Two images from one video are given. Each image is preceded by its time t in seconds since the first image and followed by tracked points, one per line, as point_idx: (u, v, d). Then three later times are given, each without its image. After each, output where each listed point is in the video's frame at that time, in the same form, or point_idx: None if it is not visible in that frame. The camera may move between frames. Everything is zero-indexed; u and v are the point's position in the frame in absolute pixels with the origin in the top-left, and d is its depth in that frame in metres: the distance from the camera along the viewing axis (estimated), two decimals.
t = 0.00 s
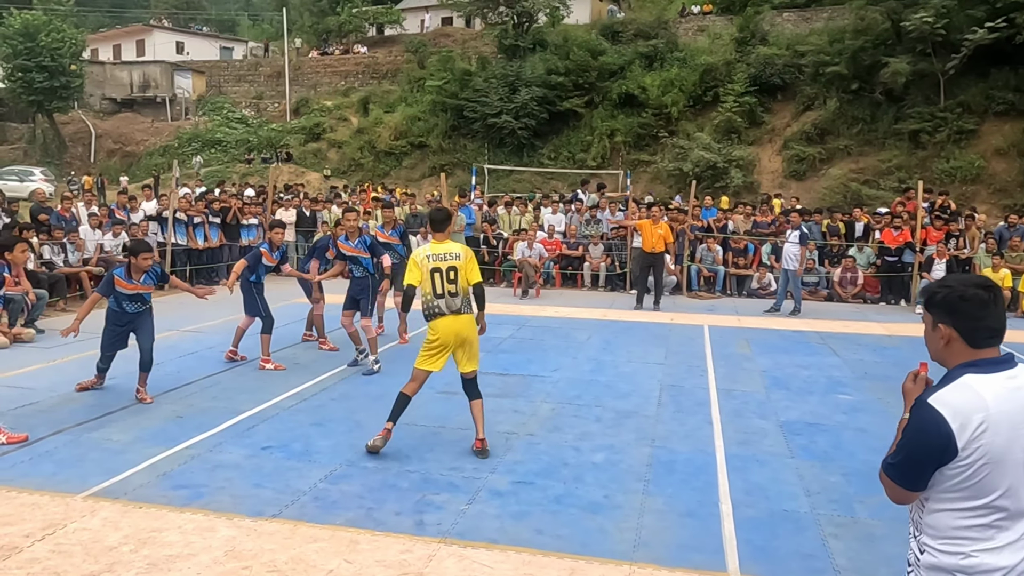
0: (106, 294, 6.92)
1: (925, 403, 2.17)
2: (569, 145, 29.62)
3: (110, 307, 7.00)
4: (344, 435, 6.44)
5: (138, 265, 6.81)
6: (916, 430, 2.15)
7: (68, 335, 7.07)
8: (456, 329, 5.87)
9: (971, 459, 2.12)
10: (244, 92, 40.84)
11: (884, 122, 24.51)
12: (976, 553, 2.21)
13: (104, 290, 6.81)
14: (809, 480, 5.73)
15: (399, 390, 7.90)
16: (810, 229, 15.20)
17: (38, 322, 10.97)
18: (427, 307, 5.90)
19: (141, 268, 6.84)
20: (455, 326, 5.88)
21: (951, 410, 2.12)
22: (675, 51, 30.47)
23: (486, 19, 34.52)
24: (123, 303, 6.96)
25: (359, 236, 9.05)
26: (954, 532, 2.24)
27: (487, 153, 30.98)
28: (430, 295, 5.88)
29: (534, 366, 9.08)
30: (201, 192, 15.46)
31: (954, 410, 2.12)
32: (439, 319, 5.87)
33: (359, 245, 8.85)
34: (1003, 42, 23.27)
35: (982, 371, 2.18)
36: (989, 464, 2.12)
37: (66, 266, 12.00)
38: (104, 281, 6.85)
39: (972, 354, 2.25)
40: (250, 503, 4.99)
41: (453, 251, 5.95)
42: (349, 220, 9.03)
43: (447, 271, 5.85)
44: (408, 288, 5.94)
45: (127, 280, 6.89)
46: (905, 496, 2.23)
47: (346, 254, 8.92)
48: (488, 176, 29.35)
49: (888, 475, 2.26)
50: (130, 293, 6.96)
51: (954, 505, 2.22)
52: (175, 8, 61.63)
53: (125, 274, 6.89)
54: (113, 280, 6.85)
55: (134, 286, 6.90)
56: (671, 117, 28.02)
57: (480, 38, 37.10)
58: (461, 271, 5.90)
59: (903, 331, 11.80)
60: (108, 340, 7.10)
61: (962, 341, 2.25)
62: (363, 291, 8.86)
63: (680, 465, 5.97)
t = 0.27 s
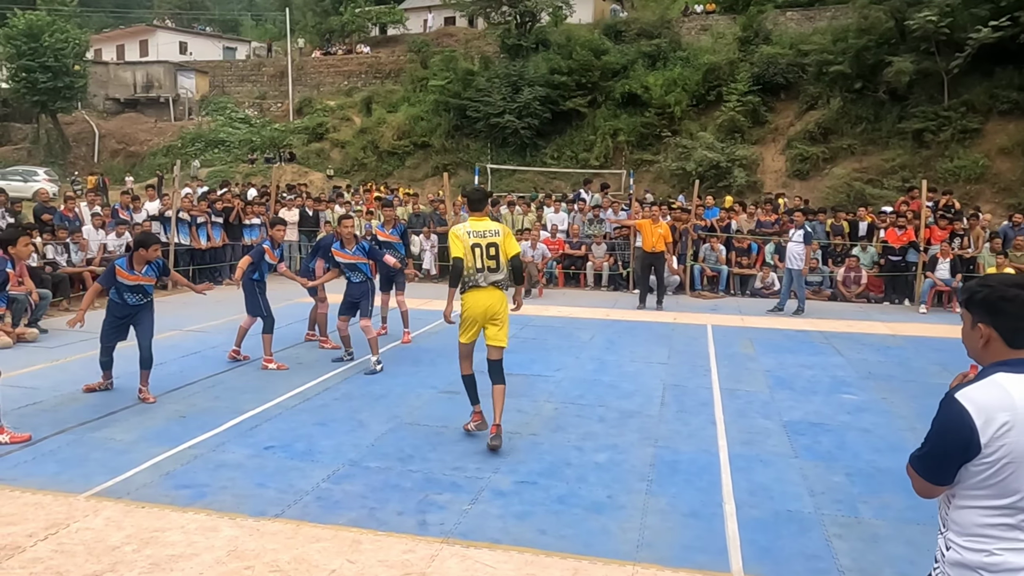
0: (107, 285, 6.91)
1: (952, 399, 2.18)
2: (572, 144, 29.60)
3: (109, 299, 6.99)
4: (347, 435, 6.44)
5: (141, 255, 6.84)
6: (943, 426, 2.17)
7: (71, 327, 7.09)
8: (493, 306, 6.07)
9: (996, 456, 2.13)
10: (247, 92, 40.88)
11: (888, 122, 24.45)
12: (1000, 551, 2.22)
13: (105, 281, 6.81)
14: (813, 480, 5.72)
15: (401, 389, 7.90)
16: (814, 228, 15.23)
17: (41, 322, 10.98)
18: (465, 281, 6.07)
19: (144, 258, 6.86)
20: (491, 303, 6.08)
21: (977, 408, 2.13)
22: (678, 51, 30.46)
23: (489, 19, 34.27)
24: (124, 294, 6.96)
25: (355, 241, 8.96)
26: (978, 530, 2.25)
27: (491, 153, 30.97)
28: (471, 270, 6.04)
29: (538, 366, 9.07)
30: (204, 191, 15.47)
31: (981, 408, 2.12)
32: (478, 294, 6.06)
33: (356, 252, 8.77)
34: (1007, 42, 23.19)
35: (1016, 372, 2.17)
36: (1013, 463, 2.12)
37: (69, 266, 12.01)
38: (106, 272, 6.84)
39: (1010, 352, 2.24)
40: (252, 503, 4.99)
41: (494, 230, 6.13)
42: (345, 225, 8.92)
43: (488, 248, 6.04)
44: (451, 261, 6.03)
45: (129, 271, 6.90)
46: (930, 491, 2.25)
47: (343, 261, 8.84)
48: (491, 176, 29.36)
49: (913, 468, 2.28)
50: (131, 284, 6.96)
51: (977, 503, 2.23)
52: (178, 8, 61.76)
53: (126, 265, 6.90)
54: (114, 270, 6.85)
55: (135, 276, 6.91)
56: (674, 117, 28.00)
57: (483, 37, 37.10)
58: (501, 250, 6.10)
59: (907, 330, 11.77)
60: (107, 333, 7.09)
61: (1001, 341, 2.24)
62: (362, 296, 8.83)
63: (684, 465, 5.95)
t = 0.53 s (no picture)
0: (109, 281, 6.93)
1: (981, 399, 2.30)
2: (575, 144, 29.59)
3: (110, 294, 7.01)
4: (350, 434, 6.44)
5: (142, 251, 6.85)
6: (973, 423, 2.27)
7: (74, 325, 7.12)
8: (518, 322, 6.16)
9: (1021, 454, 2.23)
10: (250, 92, 40.94)
11: (892, 120, 24.38)
12: None
13: (106, 277, 6.82)
14: (816, 479, 5.71)
15: (404, 389, 7.90)
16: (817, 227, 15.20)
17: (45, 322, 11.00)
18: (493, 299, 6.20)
19: (145, 254, 6.87)
20: (517, 319, 6.17)
21: (1005, 407, 2.23)
22: (681, 50, 30.44)
23: (491, 18, 34.07)
24: (124, 290, 6.98)
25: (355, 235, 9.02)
26: (1004, 528, 2.34)
27: (493, 153, 30.97)
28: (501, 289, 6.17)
29: (540, 365, 9.06)
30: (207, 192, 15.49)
31: (1009, 407, 2.23)
32: (503, 312, 6.18)
33: (355, 247, 8.85)
34: (1011, 40, 23.14)
35: None
36: None
37: (73, 266, 12.03)
38: (107, 268, 6.85)
39: None
40: (255, 502, 5.00)
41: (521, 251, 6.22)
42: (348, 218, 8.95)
43: (515, 268, 6.15)
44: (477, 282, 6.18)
45: (130, 267, 6.91)
46: (958, 486, 2.36)
47: (340, 254, 8.89)
48: (494, 176, 29.37)
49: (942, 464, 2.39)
50: (131, 280, 6.98)
51: (1005, 500, 2.33)
52: (181, 9, 61.91)
53: (128, 261, 6.91)
54: (115, 266, 6.86)
55: (137, 272, 6.92)
56: (677, 116, 27.98)
57: (486, 37, 37.11)
58: (528, 269, 6.18)
59: (911, 330, 11.74)
60: (108, 329, 7.11)
61: None
62: (355, 290, 8.92)
63: (686, 465, 5.94)
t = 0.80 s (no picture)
0: (111, 283, 6.92)
1: (1004, 399, 2.32)
2: (577, 144, 29.57)
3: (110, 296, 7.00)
4: (350, 435, 6.44)
5: (146, 255, 6.84)
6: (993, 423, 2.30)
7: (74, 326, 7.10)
8: (540, 294, 7.20)
9: None
10: (252, 93, 40.98)
11: (894, 120, 24.31)
12: None
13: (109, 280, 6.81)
14: (817, 480, 5.69)
15: (405, 390, 7.90)
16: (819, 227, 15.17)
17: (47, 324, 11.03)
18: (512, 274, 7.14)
19: (149, 258, 6.87)
20: (540, 291, 7.18)
21: None
22: (683, 50, 30.41)
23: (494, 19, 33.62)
24: (126, 293, 6.98)
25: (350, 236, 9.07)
26: None
27: (495, 153, 30.97)
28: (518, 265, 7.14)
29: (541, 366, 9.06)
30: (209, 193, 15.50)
31: None
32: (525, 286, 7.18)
33: (351, 248, 8.94)
34: (1013, 39, 23.10)
35: None
36: None
37: (75, 268, 12.05)
38: (111, 270, 6.84)
39: None
40: (255, 503, 4.99)
41: (534, 226, 7.23)
42: (345, 220, 8.98)
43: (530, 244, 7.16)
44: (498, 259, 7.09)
45: (133, 270, 6.90)
46: (979, 485, 2.38)
47: (335, 253, 8.96)
48: (496, 176, 29.38)
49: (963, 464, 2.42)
50: (134, 283, 6.99)
51: None
52: (183, 11, 62.02)
53: (132, 264, 6.90)
54: (119, 270, 6.85)
55: (140, 277, 6.92)
56: (679, 117, 27.95)
57: (487, 38, 37.10)
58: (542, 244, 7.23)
59: (913, 330, 11.72)
60: (108, 330, 7.11)
61: None
62: (347, 291, 9.05)
63: (687, 465, 5.94)
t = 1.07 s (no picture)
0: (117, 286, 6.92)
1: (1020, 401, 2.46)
2: (579, 145, 29.56)
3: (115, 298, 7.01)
4: (352, 436, 6.44)
5: (152, 258, 6.84)
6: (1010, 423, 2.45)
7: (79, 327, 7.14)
8: (551, 302, 7.35)
9: None
10: (255, 95, 41.05)
11: (897, 120, 24.26)
12: None
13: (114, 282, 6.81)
14: (820, 481, 5.68)
15: (406, 391, 7.90)
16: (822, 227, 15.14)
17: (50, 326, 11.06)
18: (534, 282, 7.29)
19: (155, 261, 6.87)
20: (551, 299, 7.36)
21: None
22: (685, 51, 30.39)
23: (494, 20, 34.11)
24: (131, 296, 6.98)
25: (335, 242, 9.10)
26: None
27: (498, 154, 30.97)
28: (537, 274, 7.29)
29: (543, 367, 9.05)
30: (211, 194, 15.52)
31: None
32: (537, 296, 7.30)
33: (334, 254, 8.95)
34: (1016, 39, 23.05)
35: None
36: None
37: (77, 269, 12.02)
38: (117, 272, 6.84)
39: None
40: (256, 505, 4.99)
41: (547, 240, 7.36)
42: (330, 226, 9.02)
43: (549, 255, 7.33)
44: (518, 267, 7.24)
45: (139, 273, 6.89)
46: (993, 478, 2.55)
47: (319, 259, 8.99)
48: (498, 177, 29.41)
49: (977, 459, 2.58)
50: (139, 285, 6.98)
51: None
52: (186, 13, 62.16)
53: (137, 267, 6.90)
54: (126, 272, 6.86)
55: (145, 280, 6.92)
56: (681, 117, 27.94)
57: (489, 39, 37.11)
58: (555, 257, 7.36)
59: (916, 330, 11.69)
60: (112, 332, 7.13)
61: None
62: (329, 295, 9.10)
63: (689, 466, 5.93)
